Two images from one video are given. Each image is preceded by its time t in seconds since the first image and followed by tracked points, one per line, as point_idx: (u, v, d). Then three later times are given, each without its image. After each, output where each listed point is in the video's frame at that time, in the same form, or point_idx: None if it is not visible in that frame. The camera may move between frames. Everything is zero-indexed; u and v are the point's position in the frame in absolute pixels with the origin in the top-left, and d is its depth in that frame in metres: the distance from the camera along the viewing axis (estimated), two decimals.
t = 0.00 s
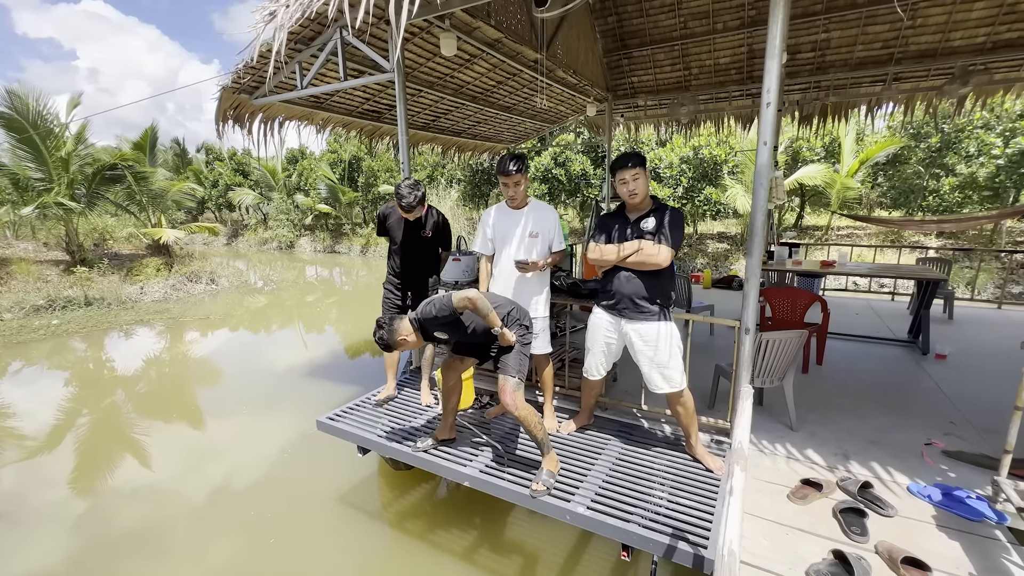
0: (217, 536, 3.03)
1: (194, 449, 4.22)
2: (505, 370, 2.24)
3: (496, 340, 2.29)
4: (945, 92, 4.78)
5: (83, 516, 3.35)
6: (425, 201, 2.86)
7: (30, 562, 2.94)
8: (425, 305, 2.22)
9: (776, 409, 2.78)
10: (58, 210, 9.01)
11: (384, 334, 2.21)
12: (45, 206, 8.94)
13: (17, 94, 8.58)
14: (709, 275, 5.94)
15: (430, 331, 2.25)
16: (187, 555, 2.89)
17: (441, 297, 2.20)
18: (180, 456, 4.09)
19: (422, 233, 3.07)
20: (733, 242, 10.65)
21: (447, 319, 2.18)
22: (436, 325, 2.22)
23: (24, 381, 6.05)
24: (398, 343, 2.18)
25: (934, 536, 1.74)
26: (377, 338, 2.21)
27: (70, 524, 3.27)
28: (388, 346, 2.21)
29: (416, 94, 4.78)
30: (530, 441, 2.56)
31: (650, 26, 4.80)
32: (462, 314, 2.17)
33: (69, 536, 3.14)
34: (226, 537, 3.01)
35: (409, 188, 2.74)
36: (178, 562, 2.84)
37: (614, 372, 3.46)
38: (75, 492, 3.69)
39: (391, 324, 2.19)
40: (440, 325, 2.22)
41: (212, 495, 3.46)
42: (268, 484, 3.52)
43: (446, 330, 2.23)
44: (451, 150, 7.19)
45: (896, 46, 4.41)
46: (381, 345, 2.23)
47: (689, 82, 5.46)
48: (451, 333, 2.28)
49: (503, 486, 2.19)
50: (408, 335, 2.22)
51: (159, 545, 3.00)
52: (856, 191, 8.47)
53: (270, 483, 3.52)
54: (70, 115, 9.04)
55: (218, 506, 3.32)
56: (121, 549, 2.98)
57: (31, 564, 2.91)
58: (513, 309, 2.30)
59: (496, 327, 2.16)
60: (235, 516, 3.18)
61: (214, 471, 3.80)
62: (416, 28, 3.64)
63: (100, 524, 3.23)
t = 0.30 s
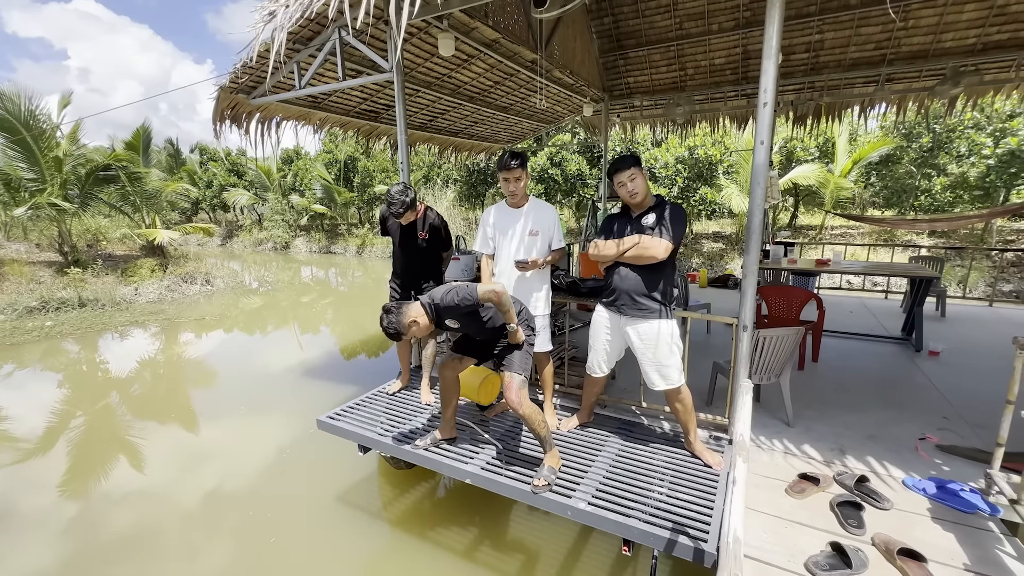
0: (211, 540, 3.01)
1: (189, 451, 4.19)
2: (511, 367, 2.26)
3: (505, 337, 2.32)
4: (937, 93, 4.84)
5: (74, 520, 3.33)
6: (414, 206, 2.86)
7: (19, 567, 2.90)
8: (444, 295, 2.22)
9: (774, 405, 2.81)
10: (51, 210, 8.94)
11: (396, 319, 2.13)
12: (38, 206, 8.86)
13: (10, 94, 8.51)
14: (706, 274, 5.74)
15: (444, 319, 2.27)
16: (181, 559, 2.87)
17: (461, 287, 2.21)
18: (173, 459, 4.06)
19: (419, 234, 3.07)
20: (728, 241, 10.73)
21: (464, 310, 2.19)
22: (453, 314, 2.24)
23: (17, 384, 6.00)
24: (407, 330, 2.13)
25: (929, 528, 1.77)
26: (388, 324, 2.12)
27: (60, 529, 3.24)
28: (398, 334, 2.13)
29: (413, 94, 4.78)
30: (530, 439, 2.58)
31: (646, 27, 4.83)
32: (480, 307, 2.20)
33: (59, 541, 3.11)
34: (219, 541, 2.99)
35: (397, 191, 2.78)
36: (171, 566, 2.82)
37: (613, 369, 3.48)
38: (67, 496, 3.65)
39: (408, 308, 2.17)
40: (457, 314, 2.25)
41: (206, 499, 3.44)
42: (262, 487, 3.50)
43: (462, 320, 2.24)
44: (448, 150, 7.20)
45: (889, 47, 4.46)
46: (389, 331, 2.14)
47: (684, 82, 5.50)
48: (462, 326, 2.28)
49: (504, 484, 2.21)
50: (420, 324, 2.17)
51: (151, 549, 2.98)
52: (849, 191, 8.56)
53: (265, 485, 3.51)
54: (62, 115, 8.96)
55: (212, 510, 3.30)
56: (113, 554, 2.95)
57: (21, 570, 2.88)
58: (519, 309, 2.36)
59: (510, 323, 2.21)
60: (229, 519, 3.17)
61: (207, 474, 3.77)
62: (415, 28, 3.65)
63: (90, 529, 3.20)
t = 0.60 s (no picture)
0: (205, 544, 2.99)
1: (183, 454, 4.17)
2: (511, 370, 2.24)
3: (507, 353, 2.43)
4: (928, 94, 4.91)
5: (66, 525, 3.30)
6: (391, 211, 2.86)
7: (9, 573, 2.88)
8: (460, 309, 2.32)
9: (769, 404, 2.85)
10: (43, 212, 8.86)
11: (412, 328, 2.16)
12: (30, 208, 8.79)
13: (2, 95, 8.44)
14: (701, 274, 5.90)
15: (454, 328, 2.38)
16: (174, 563, 2.86)
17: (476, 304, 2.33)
18: (168, 462, 4.04)
19: (406, 238, 3.05)
20: (723, 241, 10.79)
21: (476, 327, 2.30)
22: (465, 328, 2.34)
23: (9, 387, 5.95)
24: (424, 339, 2.18)
25: (920, 523, 1.80)
26: (405, 332, 2.15)
27: (52, 533, 3.22)
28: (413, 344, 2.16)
29: (410, 95, 4.79)
30: (529, 440, 2.59)
31: (641, 28, 4.85)
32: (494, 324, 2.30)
33: (51, 546, 3.09)
34: (213, 545, 2.97)
35: (373, 198, 2.82)
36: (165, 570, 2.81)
37: (610, 369, 3.51)
38: (59, 499, 3.63)
39: (424, 317, 2.24)
40: (468, 328, 2.34)
41: (201, 502, 3.43)
42: (257, 489, 3.49)
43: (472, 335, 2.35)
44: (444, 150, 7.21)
45: (881, 49, 4.52)
46: (403, 340, 2.16)
47: (680, 83, 5.53)
48: (469, 339, 2.38)
49: (502, 483, 2.22)
50: (434, 335, 2.22)
51: (144, 554, 2.96)
52: (843, 191, 8.62)
53: (260, 488, 3.50)
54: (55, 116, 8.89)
55: (206, 513, 3.29)
56: (106, 558, 2.93)
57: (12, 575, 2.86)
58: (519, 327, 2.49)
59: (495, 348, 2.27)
60: (224, 523, 3.16)
61: (201, 477, 3.76)
62: (411, 30, 3.67)
63: (82, 533, 3.18)
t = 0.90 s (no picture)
0: (202, 546, 2.98)
1: (179, 456, 4.15)
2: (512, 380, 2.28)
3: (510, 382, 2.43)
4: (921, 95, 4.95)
5: (61, 528, 3.29)
6: (367, 212, 2.90)
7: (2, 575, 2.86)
8: (472, 337, 2.30)
9: (765, 403, 2.86)
10: (37, 212, 8.81)
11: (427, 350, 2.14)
12: (24, 208, 8.74)
13: None
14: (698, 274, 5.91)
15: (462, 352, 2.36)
16: (170, 565, 2.85)
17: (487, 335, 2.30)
18: (164, 464, 4.02)
19: (392, 237, 3.06)
20: (719, 241, 10.83)
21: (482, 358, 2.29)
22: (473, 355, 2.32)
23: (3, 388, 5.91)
24: (439, 360, 2.17)
25: (915, 519, 1.82)
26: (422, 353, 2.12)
27: (46, 536, 3.20)
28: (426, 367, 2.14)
29: (407, 95, 4.79)
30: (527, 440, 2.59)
31: (637, 29, 4.86)
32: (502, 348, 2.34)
33: (45, 549, 3.07)
34: (210, 547, 2.96)
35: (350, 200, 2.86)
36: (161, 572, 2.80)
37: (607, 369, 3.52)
38: (53, 502, 3.61)
39: (436, 338, 2.24)
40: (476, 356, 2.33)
41: (196, 504, 3.41)
42: (253, 491, 3.48)
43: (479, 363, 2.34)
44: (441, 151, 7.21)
45: (875, 50, 4.55)
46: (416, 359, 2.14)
47: (676, 84, 5.56)
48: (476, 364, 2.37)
49: (500, 483, 2.23)
50: (447, 358, 2.22)
51: (140, 556, 2.95)
52: (838, 191, 8.67)
53: (257, 490, 3.49)
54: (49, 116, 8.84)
55: (202, 515, 3.28)
56: (100, 561, 2.92)
57: None
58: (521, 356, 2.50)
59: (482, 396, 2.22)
60: (220, 525, 3.15)
61: (197, 479, 3.74)
62: (408, 30, 3.67)
63: (77, 536, 3.17)
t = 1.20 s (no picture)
0: (198, 547, 2.97)
1: (176, 457, 4.14)
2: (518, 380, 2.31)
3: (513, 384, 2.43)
4: (917, 95, 4.96)
5: (56, 529, 3.27)
6: (360, 205, 2.92)
7: None
8: (485, 332, 2.31)
9: (763, 402, 2.86)
10: (33, 212, 8.77)
11: (443, 339, 2.15)
12: (20, 209, 8.69)
13: None
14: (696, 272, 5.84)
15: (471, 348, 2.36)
16: (166, 567, 2.84)
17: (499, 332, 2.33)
18: (160, 465, 4.01)
19: (384, 233, 3.07)
20: (716, 241, 10.85)
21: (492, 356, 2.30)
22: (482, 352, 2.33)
23: None
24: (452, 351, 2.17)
25: (913, 518, 1.82)
26: (438, 341, 2.13)
27: (41, 538, 3.19)
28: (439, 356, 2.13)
29: (404, 94, 4.78)
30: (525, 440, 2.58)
31: (634, 29, 4.86)
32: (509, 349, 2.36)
33: (40, 551, 3.06)
34: (207, 547, 2.96)
35: (341, 195, 2.88)
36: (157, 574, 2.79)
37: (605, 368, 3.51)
38: (49, 504, 3.59)
39: (452, 330, 2.25)
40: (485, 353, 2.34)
41: (192, 505, 3.40)
42: (249, 493, 3.46)
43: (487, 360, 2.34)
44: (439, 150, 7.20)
45: (871, 50, 4.56)
46: (431, 347, 2.14)
47: (673, 84, 5.57)
48: (482, 362, 2.37)
49: (498, 483, 2.22)
50: (459, 350, 2.23)
51: (136, 557, 2.94)
52: (835, 191, 8.69)
53: (253, 491, 3.47)
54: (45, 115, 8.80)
55: (198, 517, 3.26)
56: (95, 563, 2.90)
57: None
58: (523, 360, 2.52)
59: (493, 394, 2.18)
60: (217, 526, 3.13)
61: (194, 480, 3.73)
62: (405, 29, 3.67)
63: (72, 538, 3.15)
